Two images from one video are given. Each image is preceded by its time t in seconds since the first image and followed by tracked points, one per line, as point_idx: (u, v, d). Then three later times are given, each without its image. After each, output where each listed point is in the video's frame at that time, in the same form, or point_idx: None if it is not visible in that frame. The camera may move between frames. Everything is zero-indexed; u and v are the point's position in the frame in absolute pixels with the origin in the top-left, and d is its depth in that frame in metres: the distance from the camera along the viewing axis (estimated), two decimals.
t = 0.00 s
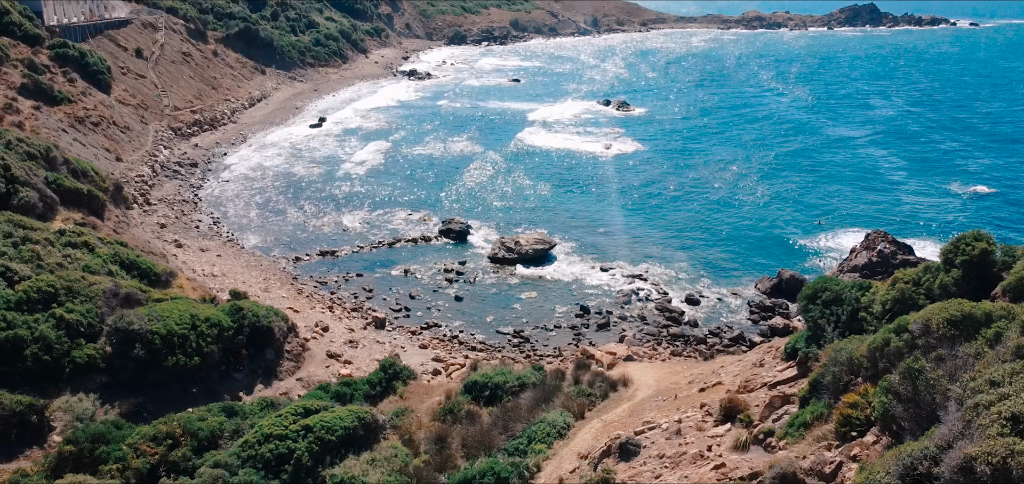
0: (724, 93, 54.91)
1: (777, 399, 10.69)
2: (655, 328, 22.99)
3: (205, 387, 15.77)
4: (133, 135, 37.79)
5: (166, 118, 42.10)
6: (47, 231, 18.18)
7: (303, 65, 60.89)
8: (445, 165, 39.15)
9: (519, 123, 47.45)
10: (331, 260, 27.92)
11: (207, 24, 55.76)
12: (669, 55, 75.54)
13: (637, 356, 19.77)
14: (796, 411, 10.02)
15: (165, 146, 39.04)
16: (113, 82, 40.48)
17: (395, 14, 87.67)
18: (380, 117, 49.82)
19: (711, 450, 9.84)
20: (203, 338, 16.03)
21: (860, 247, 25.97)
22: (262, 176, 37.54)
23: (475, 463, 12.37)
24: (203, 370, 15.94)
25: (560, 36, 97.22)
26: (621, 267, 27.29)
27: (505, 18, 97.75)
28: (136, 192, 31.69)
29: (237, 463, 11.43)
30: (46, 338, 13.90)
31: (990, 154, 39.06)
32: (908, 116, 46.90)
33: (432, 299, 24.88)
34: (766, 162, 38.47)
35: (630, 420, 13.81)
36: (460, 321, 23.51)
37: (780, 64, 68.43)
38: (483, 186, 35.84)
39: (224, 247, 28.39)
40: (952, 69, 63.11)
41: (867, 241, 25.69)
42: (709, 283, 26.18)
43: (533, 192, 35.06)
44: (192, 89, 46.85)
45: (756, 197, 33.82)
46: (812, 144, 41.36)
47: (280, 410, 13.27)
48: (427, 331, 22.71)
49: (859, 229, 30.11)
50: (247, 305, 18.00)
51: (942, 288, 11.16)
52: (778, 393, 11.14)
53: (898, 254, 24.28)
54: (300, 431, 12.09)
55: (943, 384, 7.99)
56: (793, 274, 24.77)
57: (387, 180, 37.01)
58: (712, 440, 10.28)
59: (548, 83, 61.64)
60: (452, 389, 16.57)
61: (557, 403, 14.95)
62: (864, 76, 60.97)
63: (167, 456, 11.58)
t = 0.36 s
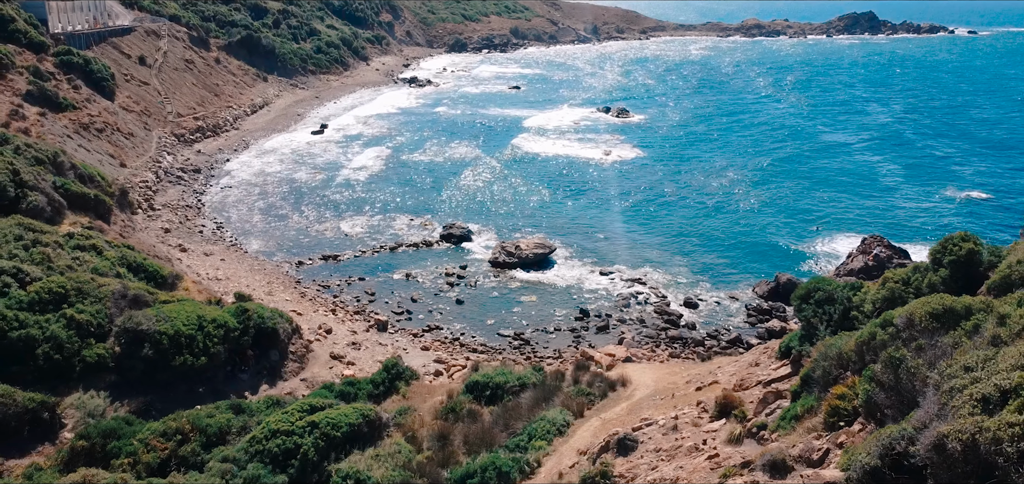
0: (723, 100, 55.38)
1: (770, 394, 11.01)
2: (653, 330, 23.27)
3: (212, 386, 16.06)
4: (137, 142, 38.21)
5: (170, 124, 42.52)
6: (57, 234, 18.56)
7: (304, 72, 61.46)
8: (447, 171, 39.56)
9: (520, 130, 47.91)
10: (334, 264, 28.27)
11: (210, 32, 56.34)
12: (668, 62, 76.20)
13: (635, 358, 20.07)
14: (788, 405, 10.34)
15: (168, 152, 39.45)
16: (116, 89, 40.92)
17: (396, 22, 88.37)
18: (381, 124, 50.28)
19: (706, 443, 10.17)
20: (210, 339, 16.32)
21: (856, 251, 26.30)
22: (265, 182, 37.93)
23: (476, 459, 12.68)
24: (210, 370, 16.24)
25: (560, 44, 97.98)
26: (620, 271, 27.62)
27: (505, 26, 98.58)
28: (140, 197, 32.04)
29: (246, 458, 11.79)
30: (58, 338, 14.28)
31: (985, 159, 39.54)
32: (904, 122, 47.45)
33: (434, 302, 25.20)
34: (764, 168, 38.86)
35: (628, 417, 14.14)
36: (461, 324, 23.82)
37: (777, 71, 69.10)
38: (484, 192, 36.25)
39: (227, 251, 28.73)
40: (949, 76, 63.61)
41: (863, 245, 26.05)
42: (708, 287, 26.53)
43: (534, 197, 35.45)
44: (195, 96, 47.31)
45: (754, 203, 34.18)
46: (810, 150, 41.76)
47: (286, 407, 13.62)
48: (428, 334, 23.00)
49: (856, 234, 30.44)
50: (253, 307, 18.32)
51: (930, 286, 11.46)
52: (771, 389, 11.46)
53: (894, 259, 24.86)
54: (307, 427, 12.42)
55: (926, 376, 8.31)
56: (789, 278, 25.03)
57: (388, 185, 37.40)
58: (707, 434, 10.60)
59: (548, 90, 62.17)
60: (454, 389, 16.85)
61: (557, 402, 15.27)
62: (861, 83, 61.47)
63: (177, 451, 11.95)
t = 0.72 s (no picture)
0: (722, 100, 55.64)
1: (763, 384, 11.30)
2: (652, 326, 23.52)
3: (216, 381, 16.32)
4: (140, 141, 38.51)
5: (172, 124, 42.81)
6: (64, 230, 18.86)
7: (305, 72, 61.78)
8: (447, 170, 39.85)
9: (520, 130, 48.20)
10: (336, 262, 28.56)
11: (211, 32, 56.66)
12: (667, 63, 76.50)
13: (634, 353, 20.33)
14: (781, 394, 10.62)
15: (171, 152, 39.74)
16: (119, 89, 41.20)
17: (397, 23, 88.72)
18: (382, 124, 50.57)
19: (702, 431, 10.45)
20: (215, 333, 16.60)
21: (853, 249, 26.58)
22: (267, 181, 38.21)
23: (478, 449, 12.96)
24: (214, 365, 16.49)
25: (560, 44, 98.30)
26: (619, 269, 27.91)
27: (505, 26, 98.94)
28: (144, 196, 32.30)
29: (252, 447, 12.14)
30: (67, 331, 14.57)
31: (981, 158, 39.83)
32: (902, 121, 47.76)
33: (435, 299, 25.49)
34: (762, 168, 39.15)
35: (626, 410, 14.44)
36: (462, 320, 24.10)
37: (776, 71, 69.45)
38: (484, 191, 36.55)
39: (230, 249, 28.99)
40: (947, 76, 63.94)
41: (860, 243, 26.35)
42: (707, 284, 26.80)
43: (534, 196, 35.71)
44: (197, 96, 47.60)
45: (752, 202, 34.46)
46: (808, 150, 42.03)
47: (291, 399, 13.92)
48: (429, 330, 23.28)
49: (853, 233, 30.71)
50: (257, 302, 18.62)
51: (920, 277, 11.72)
52: (765, 379, 11.74)
53: (889, 256, 25.10)
54: (311, 418, 12.70)
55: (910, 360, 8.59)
56: (786, 275, 25.26)
57: (389, 184, 37.67)
58: (702, 423, 10.89)
59: (547, 90, 62.46)
60: (455, 383, 17.11)
61: (557, 395, 15.57)
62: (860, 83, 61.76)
63: (185, 440, 12.25)
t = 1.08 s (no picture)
0: (721, 100, 55.85)
1: (757, 374, 11.58)
2: (650, 322, 23.80)
3: (222, 374, 16.62)
4: (143, 140, 38.79)
5: (174, 123, 43.08)
6: (70, 227, 19.12)
7: (306, 72, 62.06)
8: (447, 169, 40.14)
9: (521, 129, 48.48)
10: (337, 259, 28.87)
11: (212, 32, 56.94)
12: (666, 62, 76.79)
13: (632, 348, 20.62)
14: (774, 383, 10.88)
15: (173, 151, 40.02)
16: (122, 88, 41.48)
17: (398, 23, 89.01)
18: (383, 123, 50.88)
19: (697, 419, 10.73)
20: (221, 327, 16.91)
21: (849, 247, 26.87)
22: (268, 179, 38.48)
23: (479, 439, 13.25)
24: (220, 358, 16.78)
25: (560, 44, 98.57)
26: (619, 266, 28.17)
27: (505, 26, 99.24)
28: (147, 194, 32.59)
29: (259, 436, 12.44)
30: (76, 324, 14.85)
31: (979, 157, 40.08)
32: (900, 120, 48.02)
33: (436, 296, 25.78)
34: (761, 167, 39.39)
35: (624, 402, 14.73)
36: (463, 316, 24.39)
37: (776, 70, 69.70)
38: (484, 189, 36.85)
39: (233, 246, 29.27)
40: (944, 75, 64.22)
41: (856, 241, 26.63)
42: (705, 281, 27.08)
43: (535, 195, 36.01)
44: (199, 95, 47.91)
45: (751, 201, 34.70)
46: (806, 149, 42.27)
47: (295, 391, 14.23)
48: (430, 326, 23.59)
49: (850, 231, 30.97)
50: (261, 298, 18.93)
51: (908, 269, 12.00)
52: (759, 370, 12.02)
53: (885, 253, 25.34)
54: (316, 408, 13.01)
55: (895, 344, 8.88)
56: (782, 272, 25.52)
57: (390, 183, 37.95)
58: (698, 412, 11.18)
59: (547, 90, 62.75)
60: (456, 376, 17.41)
61: (556, 388, 15.87)
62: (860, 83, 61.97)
63: (192, 431, 12.52)
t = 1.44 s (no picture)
0: (720, 100, 56.14)
1: (751, 364, 11.92)
2: (649, 318, 24.14)
3: (228, 368, 16.94)
4: (146, 139, 39.13)
5: (177, 123, 43.39)
6: (78, 224, 19.45)
7: (307, 72, 62.41)
8: (448, 168, 40.48)
9: (522, 129, 48.81)
10: (340, 256, 29.20)
11: (214, 32, 57.28)
12: (666, 63, 77.14)
13: (631, 342, 20.95)
14: (767, 372, 11.20)
15: (176, 150, 40.35)
16: (125, 88, 41.81)
17: (398, 23, 89.36)
18: (384, 123, 51.22)
19: (692, 406, 11.08)
20: (227, 321, 17.27)
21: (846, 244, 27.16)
22: (271, 179, 38.80)
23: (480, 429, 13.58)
24: (226, 352, 17.12)
25: (560, 44, 98.89)
26: (618, 264, 28.52)
27: (505, 27, 99.57)
28: (151, 193, 32.91)
29: (266, 425, 12.79)
30: (86, 317, 15.20)
31: (976, 156, 40.37)
32: (898, 120, 48.35)
33: (438, 293, 26.11)
34: (759, 167, 39.70)
35: (622, 393, 15.06)
36: (464, 312, 24.72)
37: (775, 70, 70.00)
38: (485, 188, 37.19)
39: (237, 244, 29.58)
40: (942, 74, 64.54)
41: (853, 238, 26.92)
42: (703, 279, 27.40)
43: (536, 194, 36.36)
44: (201, 95, 48.25)
45: (750, 200, 35.00)
46: (804, 149, 42.56)
47: (300, 383, 14.61)
48: (432, 322, 23.92)
49: (847, 229, 31.27)
50: (266, 293, 19.29)
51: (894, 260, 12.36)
52: (754, 360, 12.36)
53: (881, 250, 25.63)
54: (322, 399, 13.41)
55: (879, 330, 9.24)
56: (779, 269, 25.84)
57: (392, 182, 38.27)
58: (693, 401, 11.52)
59: (547, 90, 63.09)
60: (458, 370, 17.75)
61: (556, 381, 16.19)
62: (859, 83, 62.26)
63: (201, 420, 12.89)
